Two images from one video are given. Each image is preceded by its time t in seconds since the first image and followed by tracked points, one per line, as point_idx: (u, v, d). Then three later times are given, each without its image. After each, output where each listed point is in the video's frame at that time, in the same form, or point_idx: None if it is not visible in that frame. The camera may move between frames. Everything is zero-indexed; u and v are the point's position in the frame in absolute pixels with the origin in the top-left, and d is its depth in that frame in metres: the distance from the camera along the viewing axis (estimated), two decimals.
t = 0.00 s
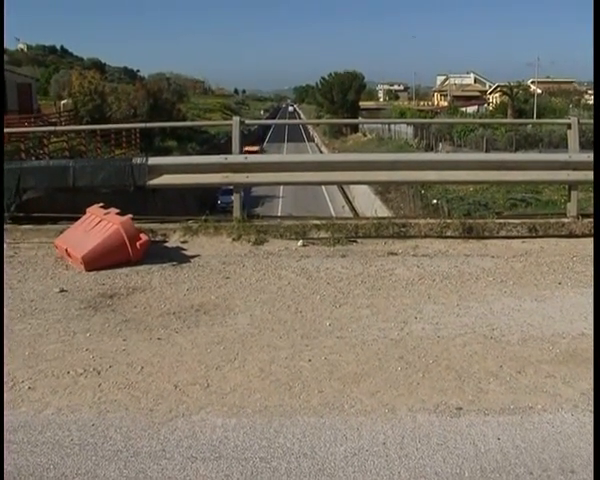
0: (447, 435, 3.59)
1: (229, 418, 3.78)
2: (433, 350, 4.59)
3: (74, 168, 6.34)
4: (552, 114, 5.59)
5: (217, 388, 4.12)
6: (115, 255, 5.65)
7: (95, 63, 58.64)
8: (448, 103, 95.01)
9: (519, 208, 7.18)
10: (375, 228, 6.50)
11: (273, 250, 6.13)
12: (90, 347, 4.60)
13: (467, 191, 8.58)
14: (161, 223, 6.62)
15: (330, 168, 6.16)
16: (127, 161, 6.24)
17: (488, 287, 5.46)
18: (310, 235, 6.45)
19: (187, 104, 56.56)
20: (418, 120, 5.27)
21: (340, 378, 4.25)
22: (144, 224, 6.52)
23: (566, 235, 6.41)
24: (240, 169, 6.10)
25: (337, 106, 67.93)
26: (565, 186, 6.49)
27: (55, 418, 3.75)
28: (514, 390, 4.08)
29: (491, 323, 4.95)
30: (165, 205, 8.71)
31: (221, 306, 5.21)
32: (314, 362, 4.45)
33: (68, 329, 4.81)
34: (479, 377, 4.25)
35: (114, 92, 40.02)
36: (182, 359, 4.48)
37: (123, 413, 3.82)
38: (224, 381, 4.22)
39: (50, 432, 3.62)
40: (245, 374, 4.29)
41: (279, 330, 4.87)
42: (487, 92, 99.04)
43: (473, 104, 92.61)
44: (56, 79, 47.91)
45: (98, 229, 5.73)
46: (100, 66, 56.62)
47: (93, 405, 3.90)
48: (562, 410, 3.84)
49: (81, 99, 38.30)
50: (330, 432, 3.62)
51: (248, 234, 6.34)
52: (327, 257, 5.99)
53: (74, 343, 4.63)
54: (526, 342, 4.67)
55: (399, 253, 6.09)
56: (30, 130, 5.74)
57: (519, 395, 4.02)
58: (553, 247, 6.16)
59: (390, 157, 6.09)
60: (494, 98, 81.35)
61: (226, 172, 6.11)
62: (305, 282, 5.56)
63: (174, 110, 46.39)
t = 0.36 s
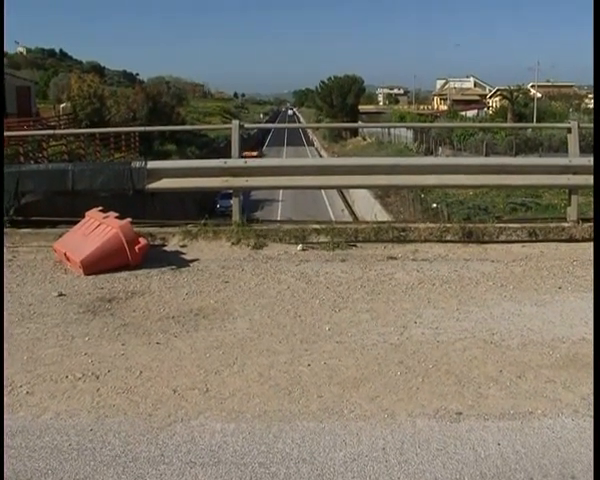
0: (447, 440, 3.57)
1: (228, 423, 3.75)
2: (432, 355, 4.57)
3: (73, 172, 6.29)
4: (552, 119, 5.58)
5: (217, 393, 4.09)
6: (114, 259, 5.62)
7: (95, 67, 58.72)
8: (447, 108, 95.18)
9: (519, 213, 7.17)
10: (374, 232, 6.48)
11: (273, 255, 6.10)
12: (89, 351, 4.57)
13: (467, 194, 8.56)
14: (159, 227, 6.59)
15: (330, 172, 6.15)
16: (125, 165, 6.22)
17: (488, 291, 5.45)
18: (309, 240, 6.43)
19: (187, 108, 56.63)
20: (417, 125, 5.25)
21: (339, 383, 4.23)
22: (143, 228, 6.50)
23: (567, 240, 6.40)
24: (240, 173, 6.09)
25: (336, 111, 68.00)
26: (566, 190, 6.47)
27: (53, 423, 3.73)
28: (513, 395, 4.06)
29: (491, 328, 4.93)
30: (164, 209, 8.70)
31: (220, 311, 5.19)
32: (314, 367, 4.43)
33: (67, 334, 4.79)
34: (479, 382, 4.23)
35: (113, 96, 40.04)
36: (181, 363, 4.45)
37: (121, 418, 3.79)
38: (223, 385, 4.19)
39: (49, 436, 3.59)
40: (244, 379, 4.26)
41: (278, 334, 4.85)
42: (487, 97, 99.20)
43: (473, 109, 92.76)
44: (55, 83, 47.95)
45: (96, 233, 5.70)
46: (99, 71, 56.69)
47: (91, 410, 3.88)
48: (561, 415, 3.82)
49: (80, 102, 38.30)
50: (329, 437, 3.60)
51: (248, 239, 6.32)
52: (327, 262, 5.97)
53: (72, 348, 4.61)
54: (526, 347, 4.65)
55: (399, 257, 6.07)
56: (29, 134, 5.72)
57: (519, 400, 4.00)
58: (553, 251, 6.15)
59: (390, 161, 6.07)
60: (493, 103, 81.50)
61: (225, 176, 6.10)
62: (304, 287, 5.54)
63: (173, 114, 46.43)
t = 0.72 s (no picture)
0: (454, 462, 3.25)
1: (222, 442, 3.44)
2: (439, 370, 4.26)
3: (58, 174, 6.01)
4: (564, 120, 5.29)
5: (209, 409, 3.78)
6: (101, 267, 5.31)
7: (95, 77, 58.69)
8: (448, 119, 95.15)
9: (530, 220, 6.87)
10: (377, 240, 6.18)
11: (269, 263, 5.79)
12: (73, 366, 4.26)
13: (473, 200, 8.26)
14: (151, 234, 6.29)
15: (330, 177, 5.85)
16: (114, 169, 5.92)
17: (497, 303, 5.13)
18: (308, 248, 6.12)
19: (188, 118, 56.52)
20: (422, 126, 4.96)
21: (340, 400, 3.91)
22: (134, 236, 6.20)
23: (581, 248, 6.10)
24: (235, 178, 5.81)
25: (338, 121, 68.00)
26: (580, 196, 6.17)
27: (34, 443, 3.42)
28: (525, 414, 3.74)
29: (501, 342, 4.62)
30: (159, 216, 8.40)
31: (213, 323, 4.88)
32: (312, 382, 4.12)
33: (50, 347, 4.48)
34: (488, 399, 3.91)
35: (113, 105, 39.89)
36: (172, 378, 4.14)
37: (108, 437, 3.48)
38: (217, 402, 3.88)
39: (29, 458, 3.28)
40: (239, 395, 3.95)
41: (275, 348, 4.54)
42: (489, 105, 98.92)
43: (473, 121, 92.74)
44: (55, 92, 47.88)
45: (82, 240, 5.39)
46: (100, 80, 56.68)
47: (76, 428, 3.56)
48: (578, 436, 3.50)
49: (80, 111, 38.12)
50: (329, 458, 3.28)
51: (243, 246, 6.00)
52: (326, 271, 5.65)
53: (56, 362, 4.30)
54: (538, 362, 4.34)
55: (403, 267, 5.76)
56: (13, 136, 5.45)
57: (531, 419, 3.69)
58: (567, 261, 5.84)
59: (394, 165, 5.78)
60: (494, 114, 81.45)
61: (220, 180, 5.81)
62: (303, 298, 5.23)
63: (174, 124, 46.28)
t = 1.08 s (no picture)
0: None
1: (219, 470, 3.12)
2: (451, 392, 3.93)
3: (46, 183, 5.74)
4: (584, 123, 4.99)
5: (206, 434, 3.46)
6: (91, 281, 4.99)
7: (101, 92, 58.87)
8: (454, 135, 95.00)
9: (549, 232, 6.53)
10: (385, 253, 5.87)
11: (271, 278, 5.47)
12: (61, 387, 3.95)
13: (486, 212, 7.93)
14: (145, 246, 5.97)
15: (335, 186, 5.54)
16: (106, 177, 5.61)
17: (513, 320, 4.79)
18: (312, 261, 5.79)
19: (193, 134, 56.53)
20: (434, 131, 4.65)
21: (345, 423, 3.58)
22: (129, 248, 5.89)
23: None
24: (234, 187, 5.51)
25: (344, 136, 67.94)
26: None
27: (17, 472, 3.11)
28: (545, 440, 3.41)
29: (519, 363, 4.28)
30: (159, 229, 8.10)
31: (211, 341, 4.56)
32: (316, 404, 3.79)
33: (37, 366, 4.17)
34: (505, 424, 3.58)
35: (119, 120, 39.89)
36: (167, 400, 3.82)
37: (98, 464, 3.16)
38: (214, 425, 3.56)
39: None
40: (238, 418, 3.62)
41: (276, 367, 4.22)
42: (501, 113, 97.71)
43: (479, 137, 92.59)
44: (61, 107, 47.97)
45: (71, 252, 5.07)
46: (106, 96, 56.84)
47: (62, 455, 3.25)
48: None
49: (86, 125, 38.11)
50: None
51: (243, 259, 5.67)
52: (331, 286, 5.32)
53: (42, 383, 3.98)
54: (559, 384, 4.00)
55: (413, 281, 5.43)
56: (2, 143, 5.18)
57: (552, 446, 3.35)
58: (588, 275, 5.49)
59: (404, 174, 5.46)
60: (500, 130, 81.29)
61: (218, 190, 5.51)
62: (306, 314, 4.90)
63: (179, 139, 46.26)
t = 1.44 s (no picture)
0: None
1: None
2: (464, 411, 3.61)
3: (31, 187, 5.37)
4: None
5: (202, 457, 3.16)
6: (80, 294, 4.66)
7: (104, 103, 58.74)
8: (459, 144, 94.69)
9: (569, 239, 6.19)
10: (393, 263, 5.56)
11: (272, 289, 5.13)
12: (45, 407, 3.63)
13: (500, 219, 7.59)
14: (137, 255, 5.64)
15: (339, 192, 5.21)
16: (95, 182, 5.29)
17: (530, 336, 4.46)
18: (316, 271, 5.46)
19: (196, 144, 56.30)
20: (446, 133, 4.34)
21: (350, 445, 3.27)
22: (121, 258, 5.57)
23: None
24: (231, 192, 5.19)
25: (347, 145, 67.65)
26: None
27: None
28: (568, 466, 3.10)
29: (538, 381, 3.95)
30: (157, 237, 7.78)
31: (208, 357, 4.24)
32: (320, 424, 3.48)
33: (19, 384, 3.84)
34: (523, 446, 3.27)
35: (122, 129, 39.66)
36: (161, 420, 3.51)
37: None
38: (211, 447, 3.25)
39: None
40: (236, 440, 3.31)
41: (278, 384, 3.90)
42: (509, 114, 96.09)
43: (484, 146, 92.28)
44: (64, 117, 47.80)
45: (58, 263, 4.74)
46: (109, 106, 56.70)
47: None
48: None
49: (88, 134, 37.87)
50: None
51: (241, 270, 5.36)
52: (335, 297, 4.96)
53: (23, 403, 3.66)
54: (582, 404, 3.67)
55: (423, 293, 5.07)
56: None
57: (577, 473, 3.04)
58: None
59: (412, 179, 5.13)
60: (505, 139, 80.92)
61: (215, 195, 5.19)
62: (309, 328, 4.57)
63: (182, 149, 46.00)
